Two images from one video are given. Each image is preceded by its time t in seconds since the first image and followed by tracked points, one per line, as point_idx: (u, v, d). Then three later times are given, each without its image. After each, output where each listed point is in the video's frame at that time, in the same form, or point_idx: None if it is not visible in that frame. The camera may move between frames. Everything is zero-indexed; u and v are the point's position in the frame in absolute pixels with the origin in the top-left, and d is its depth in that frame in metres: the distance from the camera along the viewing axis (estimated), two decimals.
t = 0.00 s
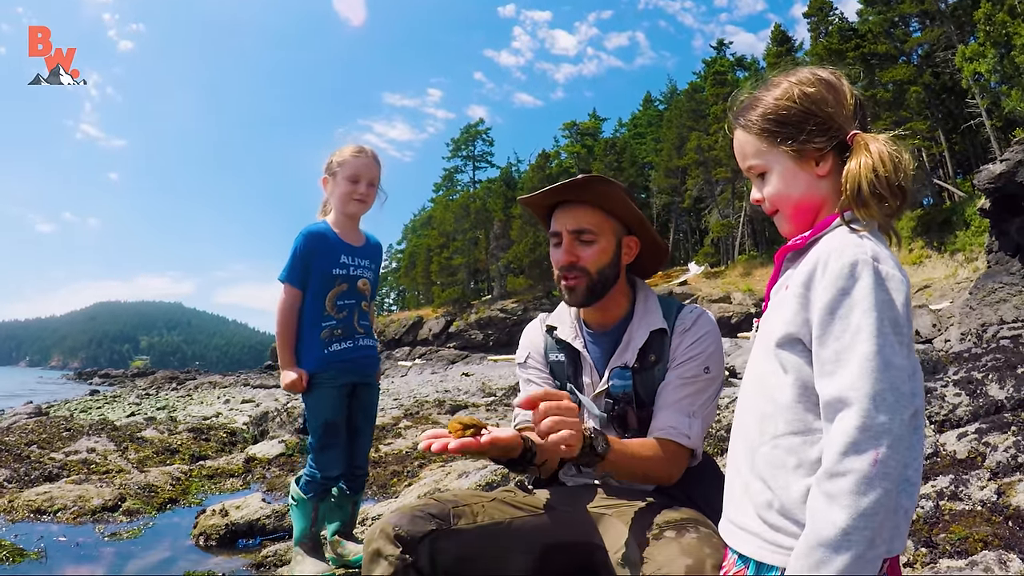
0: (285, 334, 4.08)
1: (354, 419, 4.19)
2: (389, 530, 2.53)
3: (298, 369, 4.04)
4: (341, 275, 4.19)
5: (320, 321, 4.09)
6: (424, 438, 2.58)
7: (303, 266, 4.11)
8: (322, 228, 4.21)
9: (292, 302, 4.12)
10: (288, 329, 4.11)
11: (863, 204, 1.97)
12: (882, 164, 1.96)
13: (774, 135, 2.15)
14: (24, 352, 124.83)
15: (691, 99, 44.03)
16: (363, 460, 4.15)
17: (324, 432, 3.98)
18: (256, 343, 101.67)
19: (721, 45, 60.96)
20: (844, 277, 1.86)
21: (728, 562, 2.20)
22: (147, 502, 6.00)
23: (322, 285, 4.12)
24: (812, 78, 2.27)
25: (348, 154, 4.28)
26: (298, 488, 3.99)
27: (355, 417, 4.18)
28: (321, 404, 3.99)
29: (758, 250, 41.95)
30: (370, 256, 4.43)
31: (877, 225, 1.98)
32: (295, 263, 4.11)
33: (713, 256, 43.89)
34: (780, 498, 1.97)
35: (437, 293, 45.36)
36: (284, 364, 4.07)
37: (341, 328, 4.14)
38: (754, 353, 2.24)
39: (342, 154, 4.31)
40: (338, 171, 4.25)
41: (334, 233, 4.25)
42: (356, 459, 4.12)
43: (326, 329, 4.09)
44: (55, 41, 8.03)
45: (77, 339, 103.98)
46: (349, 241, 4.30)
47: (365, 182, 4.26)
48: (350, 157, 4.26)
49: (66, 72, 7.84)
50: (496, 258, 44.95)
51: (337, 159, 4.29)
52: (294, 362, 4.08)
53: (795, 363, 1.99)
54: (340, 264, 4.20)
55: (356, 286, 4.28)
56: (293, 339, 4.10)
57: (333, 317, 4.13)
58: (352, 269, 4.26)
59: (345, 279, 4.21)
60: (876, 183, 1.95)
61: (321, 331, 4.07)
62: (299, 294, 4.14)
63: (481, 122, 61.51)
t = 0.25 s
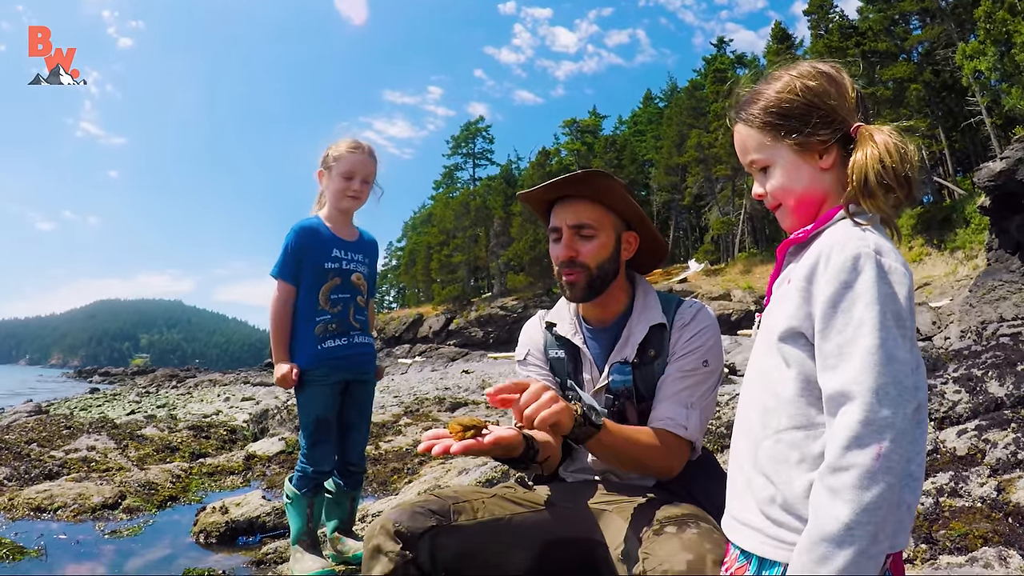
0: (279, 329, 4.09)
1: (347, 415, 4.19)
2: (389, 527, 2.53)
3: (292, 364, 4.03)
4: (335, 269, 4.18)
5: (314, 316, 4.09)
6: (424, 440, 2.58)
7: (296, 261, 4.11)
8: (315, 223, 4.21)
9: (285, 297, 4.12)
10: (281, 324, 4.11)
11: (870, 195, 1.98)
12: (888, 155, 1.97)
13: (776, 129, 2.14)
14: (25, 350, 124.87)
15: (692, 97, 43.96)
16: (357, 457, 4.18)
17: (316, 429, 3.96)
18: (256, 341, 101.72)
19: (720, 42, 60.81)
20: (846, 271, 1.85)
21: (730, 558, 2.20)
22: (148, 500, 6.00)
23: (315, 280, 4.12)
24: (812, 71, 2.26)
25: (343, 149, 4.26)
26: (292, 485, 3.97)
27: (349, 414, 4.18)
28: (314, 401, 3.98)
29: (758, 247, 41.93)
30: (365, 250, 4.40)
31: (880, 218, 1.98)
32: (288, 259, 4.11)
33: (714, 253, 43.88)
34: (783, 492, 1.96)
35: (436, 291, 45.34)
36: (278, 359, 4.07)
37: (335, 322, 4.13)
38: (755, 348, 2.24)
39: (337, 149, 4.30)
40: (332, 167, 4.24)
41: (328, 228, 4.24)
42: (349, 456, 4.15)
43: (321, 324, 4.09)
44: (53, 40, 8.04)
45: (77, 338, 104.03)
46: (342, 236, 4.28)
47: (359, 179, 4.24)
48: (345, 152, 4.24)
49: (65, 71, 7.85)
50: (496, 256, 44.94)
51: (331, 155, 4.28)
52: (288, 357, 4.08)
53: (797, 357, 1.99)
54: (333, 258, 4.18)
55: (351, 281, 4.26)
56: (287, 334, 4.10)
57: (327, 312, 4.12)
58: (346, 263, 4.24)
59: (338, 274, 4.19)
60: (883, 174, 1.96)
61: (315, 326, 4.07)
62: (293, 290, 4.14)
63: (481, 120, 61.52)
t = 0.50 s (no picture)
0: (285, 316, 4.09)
1: (349, 413, 4.20)
2: (389, 525, 2.54)
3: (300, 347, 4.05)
4: (339, 253, 4.19)
5: (322, 299, 4.11)
6: (424, 434, 2.58)
7: (299, 249, 4.12)
8: (314, 215, 4.21)
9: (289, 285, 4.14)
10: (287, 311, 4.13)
11: (874, 194, 1.97)
12: (892, 154, 1.96)
13: (779, 127, 2.14)
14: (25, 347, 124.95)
15: (692, 94, 43.87)
16: (357, 453, 4.18)
17: (316, 427, 3.96)
18: (256, 338, 101.74)
19: (721, 40, 60.73)
20: (849, 270, 1.85)
21: (730, 557, 2.20)
22: (148, 497, 6.01)
23: (319, 266, 4.13)
24: (815, 69, 2.26)
25: (339, 143, 4.25)
26: (291, 480, 3.97)
27: (351, 410, 4.19)
28: (320, 389, 3.98)
29: (758, 245, 41.91)
30: (367, 237, 4.41)
31: (882, 218, 1.98)
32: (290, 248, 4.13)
33: (714, 251, 43.85)
34: (784, 491, 1.96)
35: (436, 288, 45.33)
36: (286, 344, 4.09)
37: (344, 305, 4.16)
38: (757, 347, 2.24)
39: (332, 144, 4.27)
40: (329, 162, 4.22)
41: (329, 218, 4.26)
42: (350, 452, 4.16)
43: (329, 306, 4.12)
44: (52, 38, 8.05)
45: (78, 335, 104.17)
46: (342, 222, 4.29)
47: (355, 175, 4.23)
48: (341, 146, 4.22)
49: (64, 69, 7.86)
50: (496, 253, 44.95)
51: (328, 148, 4.27)
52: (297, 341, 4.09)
53: (800, 356, 1.98)
54: (336, 244, 4.19)
55: (356, 265, 4.27)
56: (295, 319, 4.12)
57: (334, 295, 4.14)
58: (349, 248, 4.25)
59: (343, 258, 4.20)
60: (886, 174, 1.95)
61: (324, 308, 4.09)
62: (296, 278, 4.15)
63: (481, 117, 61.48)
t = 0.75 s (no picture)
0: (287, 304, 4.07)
1: (351, 408, 4.20)
2: (389, 520, 2.54)
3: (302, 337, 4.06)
4: (343, 243, 4.19)
5: (326, 288, 4.11)
6: (423, 431, 2.58)
7: (303, 239, 4.12)
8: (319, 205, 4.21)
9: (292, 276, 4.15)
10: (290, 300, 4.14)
11: (877, 187, 1.96)
12: (896, 147, 1.95)
13: (782, 120, 2.13)
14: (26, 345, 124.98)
15: (693, 92, 43.81)
16: (358, 448, 4.19)
17: (317, 422, 3.96)
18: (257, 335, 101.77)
19: (722, 37, 60.65)
20: (852, 266, 1.85)
21: (730, 554, 2.20)
22: (149, 493, 6.01)
23: (322, 256, 4.13)
24: (819, 63, 2.25)
25: (344, 137, 4.22)
26: (292, 476, 3.97)
27: (353, 406, 4.19)
28: (320, 381, 3.98)
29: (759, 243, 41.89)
30: (372, 228, 4.39)
31: (885, 213, 1.97)
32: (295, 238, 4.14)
33: (715, 248, 43.83)
34: (786, 487, 1.96)
35: (437, 285, 45.32)
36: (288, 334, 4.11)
37: (348, 295, 4.16)
38: (759, 343, 2.23)
39: (336, 139, 4.25)
40: (334, 156, 4.20)
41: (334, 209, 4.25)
42: (350, 447, 4.16)
43: (333, 295, 4.12)
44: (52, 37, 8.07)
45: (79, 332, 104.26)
46: (347, 212, 4.29)
47: (357, 171, 4.20)
48: (346, 141, 4.18)
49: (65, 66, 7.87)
50: (497, 250, 44.95)
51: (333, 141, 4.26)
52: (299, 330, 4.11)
53: (802, 352, 1.98)
54: (341, 233, 4.19)
55: (361, 256, 4.26)
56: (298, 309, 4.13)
57: (338, 283, 4.13)
58: (354, 239, 4.25)
59: (348, 248, 4.20)
60: (890, 167, 1.94)
61: (328, 297, 4.09)
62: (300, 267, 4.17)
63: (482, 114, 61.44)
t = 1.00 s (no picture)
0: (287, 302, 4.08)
1: (352, 406, 4.20)
2: (390, 517, 2.54)
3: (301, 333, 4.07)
4: (342, 240, 4.18)
5: (325, 284, 4.11)
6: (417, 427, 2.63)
7: (302, 237, 4.13)
8: (319, 204, 4.21)
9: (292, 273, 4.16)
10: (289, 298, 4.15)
11: (877, 183, 1.95)
12: (896, 142, 1.94)
13: (782, 115, 2.12)
14: (26, 344, 124.97)
15: (693, 89, 43.76)
16: (358, 445, 4.18)
17: (317, 420, 3.95)
18: (258, 334, 101.74)
19: (721, 34, 60.58)
20: (851, 262, 1.84)
21: (730, 551, 2.19)
22: (149, 492, 6.01)
23: (321, 252, 4.13)
24: (819, 58, 2.24)
25: (346, 137, 4.20)
26: (293, 473, 3.97)
27: (354, 403, 4.19)
28: (320, 377, 3.97)
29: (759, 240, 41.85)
30: (372, 224, 4.38)
31: (884, 209, 1.97)
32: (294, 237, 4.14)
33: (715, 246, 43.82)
34: (786, 484, 1.95)
35: (437, 283, 45.30)
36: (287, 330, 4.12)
37: (347, 292, 4.15)
38: (758, 340, 2.23)
39: (339, 139, 4.23)
40: (335, 156, 4.19)
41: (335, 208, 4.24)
42: (351, 444, 4.16)
43: (332, 292, 4.11)
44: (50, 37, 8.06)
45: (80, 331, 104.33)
46: (347, 209, 4.28)
47: (359, 174, 4.19)
48: (347, 142, 4.16)
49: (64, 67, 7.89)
50: (497, 248, 44.94)
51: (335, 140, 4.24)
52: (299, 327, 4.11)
53: (801, 349, 1.97)
54: (340, 231, 4.18)
55: (359, 252, 4.25)
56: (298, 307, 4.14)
57: (337, 280, 4.13)
58: (353, 235, 4.24)
59: (346, 244, 4.19)
60: (890, 162, 1.93)
61: (326, 293, 4.09)
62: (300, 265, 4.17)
63: (481, 111, 61.36)
